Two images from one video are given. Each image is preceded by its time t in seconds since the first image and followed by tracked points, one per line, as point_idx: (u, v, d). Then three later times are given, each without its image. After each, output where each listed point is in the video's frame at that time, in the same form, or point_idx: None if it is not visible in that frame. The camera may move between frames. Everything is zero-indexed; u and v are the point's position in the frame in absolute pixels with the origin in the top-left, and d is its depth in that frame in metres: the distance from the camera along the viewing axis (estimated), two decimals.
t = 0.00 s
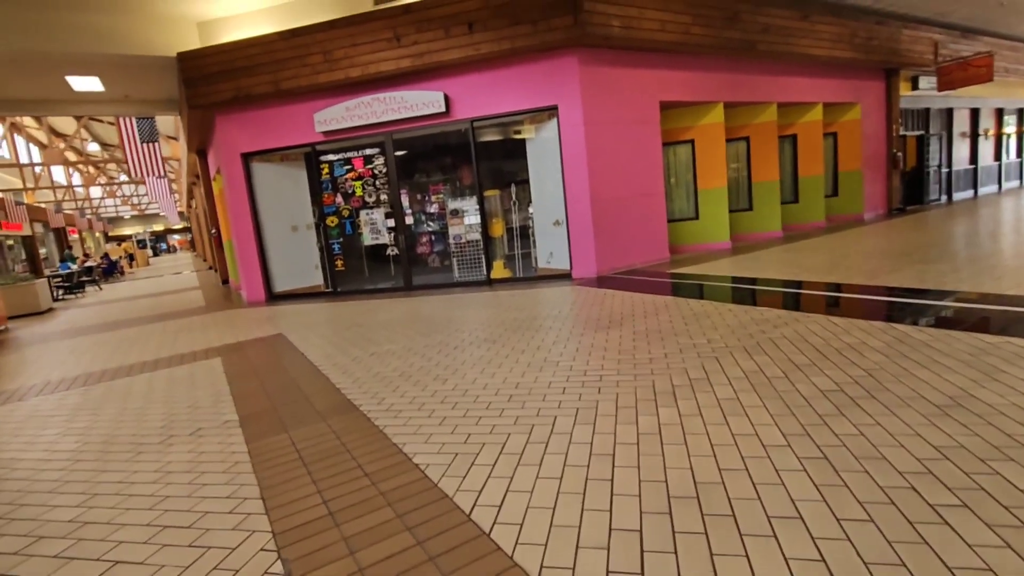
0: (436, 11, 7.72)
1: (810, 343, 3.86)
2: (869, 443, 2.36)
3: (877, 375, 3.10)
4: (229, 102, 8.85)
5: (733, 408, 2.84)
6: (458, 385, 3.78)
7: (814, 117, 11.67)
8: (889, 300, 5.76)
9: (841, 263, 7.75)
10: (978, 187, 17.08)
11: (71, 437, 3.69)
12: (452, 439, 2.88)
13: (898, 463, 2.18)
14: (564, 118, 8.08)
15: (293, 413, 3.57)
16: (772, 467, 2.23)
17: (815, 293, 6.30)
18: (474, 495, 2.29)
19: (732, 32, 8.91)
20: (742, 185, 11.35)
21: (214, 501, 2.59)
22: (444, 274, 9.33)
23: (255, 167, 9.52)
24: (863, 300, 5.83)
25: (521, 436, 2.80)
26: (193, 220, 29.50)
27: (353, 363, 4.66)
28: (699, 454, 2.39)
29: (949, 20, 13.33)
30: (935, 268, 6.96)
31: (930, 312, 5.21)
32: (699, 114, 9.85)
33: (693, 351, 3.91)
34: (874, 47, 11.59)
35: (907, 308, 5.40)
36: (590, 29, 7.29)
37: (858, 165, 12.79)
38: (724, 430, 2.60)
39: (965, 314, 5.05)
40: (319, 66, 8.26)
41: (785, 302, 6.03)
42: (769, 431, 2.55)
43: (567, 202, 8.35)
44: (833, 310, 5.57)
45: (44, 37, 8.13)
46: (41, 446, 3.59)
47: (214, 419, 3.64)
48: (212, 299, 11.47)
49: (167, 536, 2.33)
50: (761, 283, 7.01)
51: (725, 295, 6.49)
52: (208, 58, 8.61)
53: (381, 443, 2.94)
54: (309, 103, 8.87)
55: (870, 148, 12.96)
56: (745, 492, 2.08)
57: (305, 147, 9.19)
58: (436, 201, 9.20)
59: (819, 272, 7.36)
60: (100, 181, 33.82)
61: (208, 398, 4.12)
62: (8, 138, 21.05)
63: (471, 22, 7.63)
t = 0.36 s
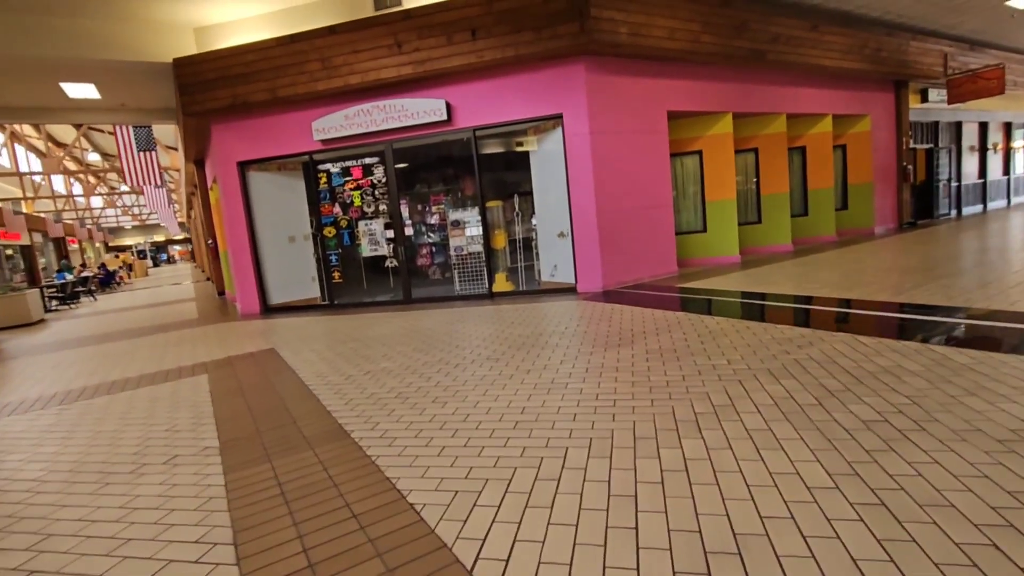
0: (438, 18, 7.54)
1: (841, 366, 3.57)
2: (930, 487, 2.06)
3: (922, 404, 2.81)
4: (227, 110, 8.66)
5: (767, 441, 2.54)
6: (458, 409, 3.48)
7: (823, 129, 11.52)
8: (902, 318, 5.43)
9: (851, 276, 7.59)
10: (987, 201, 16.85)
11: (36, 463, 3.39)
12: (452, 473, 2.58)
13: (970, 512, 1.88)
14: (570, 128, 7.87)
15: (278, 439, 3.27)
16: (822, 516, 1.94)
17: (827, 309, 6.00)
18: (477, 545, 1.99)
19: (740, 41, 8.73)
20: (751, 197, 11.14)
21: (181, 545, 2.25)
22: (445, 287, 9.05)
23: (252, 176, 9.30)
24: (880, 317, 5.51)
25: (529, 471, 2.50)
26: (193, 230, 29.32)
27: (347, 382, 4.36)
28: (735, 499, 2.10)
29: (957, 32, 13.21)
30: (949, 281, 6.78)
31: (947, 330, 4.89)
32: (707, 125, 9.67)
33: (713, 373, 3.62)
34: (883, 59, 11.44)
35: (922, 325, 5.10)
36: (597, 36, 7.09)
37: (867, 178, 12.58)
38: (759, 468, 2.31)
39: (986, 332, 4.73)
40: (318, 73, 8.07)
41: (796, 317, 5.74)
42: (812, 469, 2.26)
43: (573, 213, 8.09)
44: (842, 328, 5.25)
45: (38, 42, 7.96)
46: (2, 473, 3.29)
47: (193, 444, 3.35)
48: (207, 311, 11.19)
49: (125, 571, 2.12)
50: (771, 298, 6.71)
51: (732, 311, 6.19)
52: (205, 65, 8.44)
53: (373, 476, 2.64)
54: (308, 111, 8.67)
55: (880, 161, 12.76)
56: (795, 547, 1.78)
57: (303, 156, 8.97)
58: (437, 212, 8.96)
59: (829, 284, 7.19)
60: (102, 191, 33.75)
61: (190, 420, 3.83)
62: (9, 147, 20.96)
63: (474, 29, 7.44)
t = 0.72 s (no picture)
0: (426, 12, 7.27)
1: (855, 376, 3.35)
2: (980, 522, 1.83)
3: (952, 421, 2.59)
4: (206, 108, 8.33)
5: (789, 466, 2.30)
6: (447, 426, 3.22)
7: (817, 127, 11.38)
8: (893, 317, 5.30)
9: (847, 275, 7.51)
10: (978, 200, 16.87)
11: None
12: (441, 505, 2.32)
13: None
14: (563, 126, 7.63)
15: (249, 463, 2.98)
16: (862, 559, 1.71)
17: (824, 310, 5.80)
18: None
19: (735, 38, 8.55)
20: (745, 197, 10.97)
21: None
22: (434, 290, 8.77)
23: (233, 177, 8.97)
24: (878, 317, 5.34)
25: (526, 502, 2.25)
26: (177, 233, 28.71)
27: (329, 397, 4.08)
28: (762, 538, 1.85)
29: (948, 30, 13.17)
30: (943, 279, 6.72)
31: (941, 330, 4.74)
32: (701, 124, 9.48)
33: (720, 385, 3.38)
34: (876, 57, 11.34)
35: (917, 326, 4.92)
36: (591, 31, 6.87)
37: (861, 177, 12.47)
38: (784, 499, 2.07)
39: (979, 331, 4.57)
40: (301, 69, 7.77)
41: (792, 320, 5.52)
42: (842, 500, 2.03)
43: (566, 215, 7.85)
44: (834, 329, 5.07)
45: (5, 37, 7.59)
46: None
47: (155, 470, 3.04)
48: (188, 317, 10.82)
49: None
50: (766, 300, 6.49)
51: (725, 314, 5.97)
52: (183, 61, 8.10)
53: (353, 508, 2.37)
54: (291, 109, 8.36)
55: (873, 160, 12.67)
56: None
57: (286, 156, 8.65)
58: (426, 213, 8.68)
59: (825, 283, 7.06)
60: (83, 193, 33.00)
61: (155, 441, 3.52)
62: None
63: (464, 23, 7.18)
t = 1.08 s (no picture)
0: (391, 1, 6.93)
1: (840, 384, 3.18)
2: (994, 556, 1.64)
3: (946, 432, 2.42)
4: (156, 100, 7.82)
5: (780, 491, 2.08)
6: (406, 446, 2.92)
7: (788, 127, 11.41)
8: (864, 316, 5.21)
9: (819, 274, 7.48)
10: (940, 200, 17.28)
11: None
12: (392, 543, 2.03)
13: None
14: (535, 123, 7.38)
15: (177, 494, 2.63)
16: None
17: (798, 311, 5.68)
18: None
19: (709, 34, 8.44)
20: (719, 196, 10.91)
21: None
22: (403, 293, 8.43)
23: (186, 174, 8.47)
24: (852, 317, 5.22)
25: (487, 539, 1.98)
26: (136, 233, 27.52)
27: (279, 412, 3.74)
28: None
29: (913, 33, 13.40)
30: (915, 278, 6.72)
31: (915, 329, 4.64)
32: (675, 122, 9.35)
33: (700, 395, 3.17)
34: (845, 57, 11.43)
35: (890, 325, 4.82)
36: (563, 24, 6.64)
37: (831, 177, 12.57)
38: (777, 532, 1.85)
39: (952, 330, 4.48)
40: (258, 60, 7.33)
41: (767, 321, 5.37)
42: (841, 532, 1.81)
43: (539, 214, 7.60)
44: (807, 330, 4.94)
45: None
46: None
47: (68, 506, 2.66)
48: (141, 323, 10.21)
49: None
50: (741, 301, 6.36)
51: (699, 316, 5.79)
52: (130, 50, 7.58)
53: (289, 550, 2.06)
54: (249, 102, 7.92)
55: (842, 160, 12.79)
56: None
57: (243, 152, 8.19)
58: (394, 212, 8.32)
59: (800, 284, 6.99)
60: (35, 192, 31.43)
61: (76, 468, 3.13)
62: None
63: (431, 13, 6.86)
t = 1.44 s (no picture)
0: None
1: (792, 387, 3.11)
2: None
3: (902, 439, 2.35)
4: (48, 86, 6.96)
5: (743, 515, 1.92)
6: (333, 477, 2.58)
7: (726, 125, 11.66)
8: (801, 312, 5.25)
9: (760, 270, 7.61)
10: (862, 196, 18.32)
11: None
12: None
13: None
14: (477, 117, 7.09)
15: (45, 559, 2.19)
16: None
17: (742, 308, 5.66)
18: None
19: (650, 31, 8.41)
20: (661, 193, 10.97)
21: None
22: (340, 296, 7.93)
23: (87, 170, 7.61)
24: (793, 313, 5.24)
25: None
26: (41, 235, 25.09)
27: (188, 440, 3.29)
28: None
29: (836, 37, 14.04)
30: (847, 272, 6.95)
31: (852, 324, 4.69)
32: (618, 118, 9.30)
33: (653, 405, 3.00)
34: (777, 58, 11.80)
35: (828, 320, 4.85)
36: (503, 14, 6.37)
37: (765, 175, 13.00)
38: (745, 566, 1.67)
39: (886, 323, 4.56)
40: (168, 44, 6.64)
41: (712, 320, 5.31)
42: (812, 562, 1.66)
43: (482, 212, 7.31)
44: (751, 328, 4.89)
45: None
46: None
47: None
48: (42, 336, 9.15)
49: None
50: (684, 300, 6.29)
51: (647, 317, 5.66)
52: (15, 28, 6.69)
53: None
54: (160, 90, 7.19)
55: (775, 159, 13.26)
56: None
57: (155, 145, 7.44)
58: (328, 211, 7.80)
59: (743, 280, 7.04)
60: None
61: None
62: None
63: None
